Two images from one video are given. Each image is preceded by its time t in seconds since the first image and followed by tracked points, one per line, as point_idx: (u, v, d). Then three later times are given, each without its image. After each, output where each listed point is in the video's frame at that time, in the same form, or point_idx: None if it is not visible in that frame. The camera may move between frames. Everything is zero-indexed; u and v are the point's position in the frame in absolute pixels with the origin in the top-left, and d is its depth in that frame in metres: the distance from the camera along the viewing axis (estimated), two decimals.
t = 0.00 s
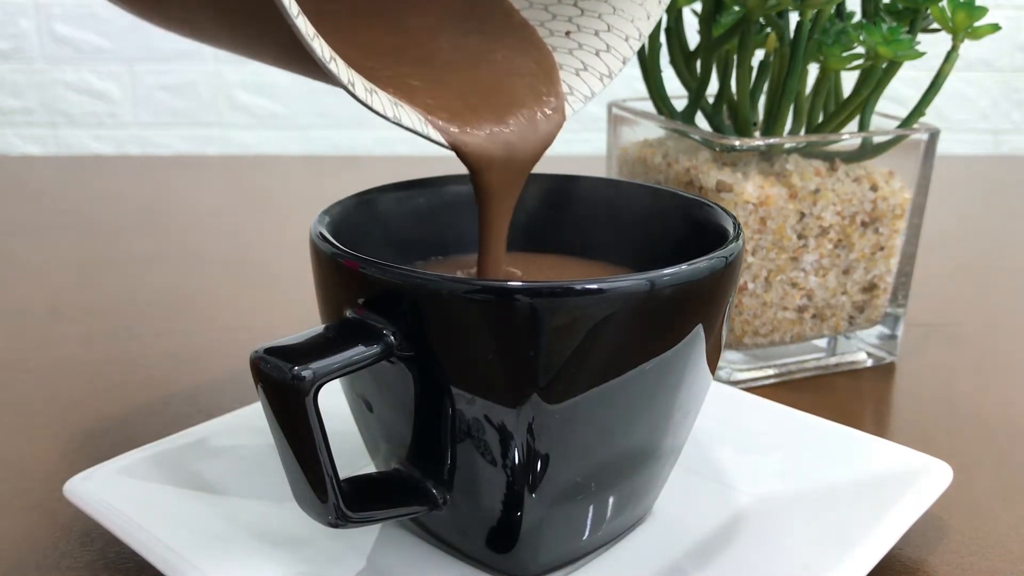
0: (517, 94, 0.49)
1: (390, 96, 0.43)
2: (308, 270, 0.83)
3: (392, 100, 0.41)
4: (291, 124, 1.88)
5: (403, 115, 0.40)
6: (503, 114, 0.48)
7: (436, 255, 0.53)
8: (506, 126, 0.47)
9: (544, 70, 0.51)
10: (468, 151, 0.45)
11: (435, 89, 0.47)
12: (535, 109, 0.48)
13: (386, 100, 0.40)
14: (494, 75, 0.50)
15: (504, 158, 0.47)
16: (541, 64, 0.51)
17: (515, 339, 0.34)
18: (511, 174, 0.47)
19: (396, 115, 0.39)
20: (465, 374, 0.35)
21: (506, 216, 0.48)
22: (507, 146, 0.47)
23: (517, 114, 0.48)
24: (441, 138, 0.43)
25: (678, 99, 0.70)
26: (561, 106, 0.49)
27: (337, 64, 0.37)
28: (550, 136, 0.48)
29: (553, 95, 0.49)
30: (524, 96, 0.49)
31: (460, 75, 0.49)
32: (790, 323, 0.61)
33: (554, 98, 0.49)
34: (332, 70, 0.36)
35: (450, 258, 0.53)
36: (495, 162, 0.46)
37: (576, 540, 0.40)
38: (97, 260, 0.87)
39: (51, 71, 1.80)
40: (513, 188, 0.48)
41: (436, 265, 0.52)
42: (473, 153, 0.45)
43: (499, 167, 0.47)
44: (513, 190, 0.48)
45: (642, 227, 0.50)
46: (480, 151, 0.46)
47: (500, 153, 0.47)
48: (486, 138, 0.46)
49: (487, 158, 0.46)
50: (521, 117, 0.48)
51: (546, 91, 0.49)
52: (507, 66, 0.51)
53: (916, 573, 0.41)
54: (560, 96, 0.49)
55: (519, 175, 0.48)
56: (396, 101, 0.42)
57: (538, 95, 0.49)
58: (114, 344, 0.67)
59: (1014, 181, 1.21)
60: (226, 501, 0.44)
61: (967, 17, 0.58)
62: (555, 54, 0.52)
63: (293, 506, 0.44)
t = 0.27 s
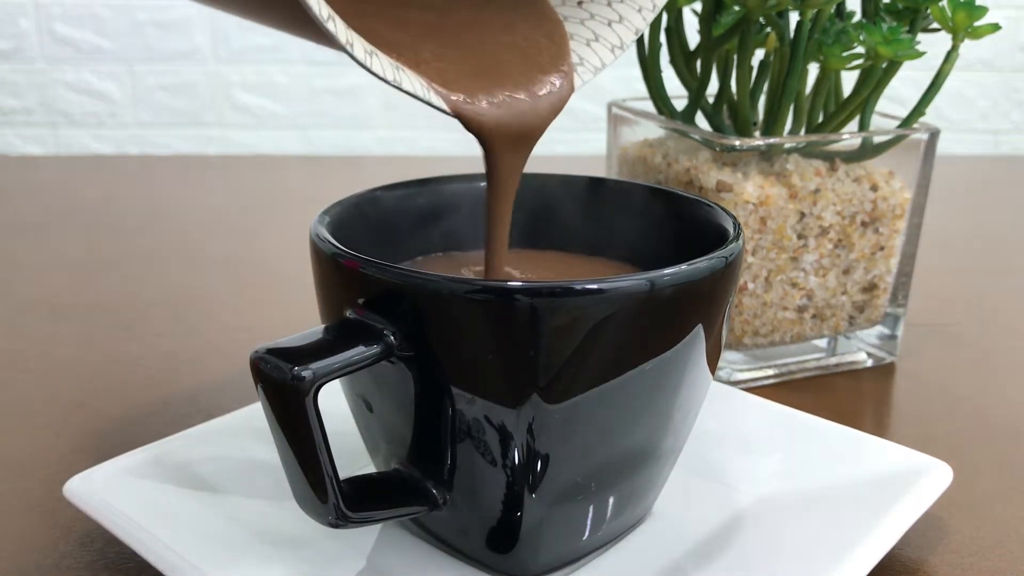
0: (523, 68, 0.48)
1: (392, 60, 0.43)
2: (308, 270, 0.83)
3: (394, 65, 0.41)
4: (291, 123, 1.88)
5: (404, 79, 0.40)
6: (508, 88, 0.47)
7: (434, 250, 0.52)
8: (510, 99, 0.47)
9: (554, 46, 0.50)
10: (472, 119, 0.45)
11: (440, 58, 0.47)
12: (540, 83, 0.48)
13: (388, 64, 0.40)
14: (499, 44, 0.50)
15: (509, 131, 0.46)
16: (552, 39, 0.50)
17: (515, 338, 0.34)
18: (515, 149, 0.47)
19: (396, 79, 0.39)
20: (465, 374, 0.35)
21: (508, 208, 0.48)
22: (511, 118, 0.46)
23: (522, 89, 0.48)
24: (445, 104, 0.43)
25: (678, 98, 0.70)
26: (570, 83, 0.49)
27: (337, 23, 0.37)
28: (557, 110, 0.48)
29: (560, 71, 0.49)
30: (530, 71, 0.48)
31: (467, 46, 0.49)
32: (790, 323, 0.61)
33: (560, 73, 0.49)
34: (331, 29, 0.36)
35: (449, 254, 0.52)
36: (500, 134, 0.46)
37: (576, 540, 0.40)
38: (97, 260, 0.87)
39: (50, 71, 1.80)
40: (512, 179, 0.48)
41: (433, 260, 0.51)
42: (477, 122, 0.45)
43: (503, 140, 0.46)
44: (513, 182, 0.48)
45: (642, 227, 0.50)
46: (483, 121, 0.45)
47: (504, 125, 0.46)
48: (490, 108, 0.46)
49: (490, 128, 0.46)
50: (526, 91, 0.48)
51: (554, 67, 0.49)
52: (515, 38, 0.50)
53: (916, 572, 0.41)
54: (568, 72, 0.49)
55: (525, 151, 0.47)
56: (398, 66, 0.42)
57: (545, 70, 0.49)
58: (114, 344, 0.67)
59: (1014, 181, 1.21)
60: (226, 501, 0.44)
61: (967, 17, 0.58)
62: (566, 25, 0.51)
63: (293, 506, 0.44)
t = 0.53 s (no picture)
0: (537, 61, 0.48)
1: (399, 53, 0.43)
2: (308, 270, 0.83)
3: (401, 58, 0.41)
4: (291, 123, 1.88)
5: (412, 73, 0.40)
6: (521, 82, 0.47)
7: (434, 248, 0.52)
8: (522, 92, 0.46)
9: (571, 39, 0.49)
10: (482, 113, 0.44)
11: (451, 49, 0.47)
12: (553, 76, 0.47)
13: (396, 58, 0.40)
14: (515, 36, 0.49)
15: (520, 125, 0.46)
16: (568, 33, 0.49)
17: (515, 338, 0.34)
18: (526, 145, 0.46)
19: (405, 73, 0.39)
20: (465, 374, 0.35)
21: (526, 208, 0.48)
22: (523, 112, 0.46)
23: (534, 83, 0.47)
24: (453, 99, 0.43)
25: (678, 98, 0.70)
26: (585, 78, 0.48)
27: (344, 17, 0.37)
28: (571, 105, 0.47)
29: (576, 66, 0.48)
30: (544, 64, 0.48)
31: (480, 38, 0.48)
32: (790, 323, 0.61)
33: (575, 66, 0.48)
34: (338, 21, 0.37)
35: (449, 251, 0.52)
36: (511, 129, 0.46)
37: (576, 540, 0.40)
38: (97, 260, 0.87)
39: (51, 71, 1.80)
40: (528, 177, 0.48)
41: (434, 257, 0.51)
42: (487, 117, 0.45)
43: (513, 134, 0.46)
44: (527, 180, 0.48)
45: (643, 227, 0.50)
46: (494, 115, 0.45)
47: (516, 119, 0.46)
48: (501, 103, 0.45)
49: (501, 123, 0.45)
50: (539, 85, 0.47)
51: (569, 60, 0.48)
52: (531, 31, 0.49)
53: (916, 573, 0.41)
54: (584, 66, 0.48)
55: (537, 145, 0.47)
56: (406, 60, 0.42)
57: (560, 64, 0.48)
58: (114, 344, 0.67)
59: (1014, 181, 1.21)
60: (225, 501, 0.44)
61: (967, 17, 0.58)
62: (584, 19, 0.51)
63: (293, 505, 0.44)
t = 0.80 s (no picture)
0: (534, 69, 0.48)
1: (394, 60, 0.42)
2: (308, 270, 0.83)
3: (396, 68, 0.41)
4: (291, 123, 1.88)
5: (407, 83, 0.40)
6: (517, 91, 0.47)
7: (432, 245, 0.52)
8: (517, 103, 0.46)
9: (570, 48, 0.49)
10: (477, 122, 0.45)
11: (450, 54, 0.46)
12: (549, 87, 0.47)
13: (392, 68, 0.40)
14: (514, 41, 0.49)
15: (514, 134, 0.46)
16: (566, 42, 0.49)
17: (515, 338, 0.34)
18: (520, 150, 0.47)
19: (400, 83, 0.39)
20: (465, 374, 0.35)
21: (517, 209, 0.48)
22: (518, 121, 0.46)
23: (531, 91, 0.47)
24: (449, 110, 0.43)
25: (678, 98, 0.70)
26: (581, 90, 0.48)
27: (339, 28, 0.37)
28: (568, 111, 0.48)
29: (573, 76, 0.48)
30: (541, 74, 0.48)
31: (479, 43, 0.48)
32: (790, 323, 0.61)
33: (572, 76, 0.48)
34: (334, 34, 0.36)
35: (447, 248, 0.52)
36: (506, 137, 0.46)
37: (577, 540, 0.40)
38: (97, 260, 0.87)
39: (51, 71, 1.80)
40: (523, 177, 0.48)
41: (432, 255, 0.51)
42: (481, 126, 0.45)
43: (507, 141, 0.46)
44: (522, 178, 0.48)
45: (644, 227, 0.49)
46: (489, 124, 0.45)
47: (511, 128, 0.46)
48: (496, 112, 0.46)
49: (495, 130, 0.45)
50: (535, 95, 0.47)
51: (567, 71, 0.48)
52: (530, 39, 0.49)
53: (916, 573, 0.41)
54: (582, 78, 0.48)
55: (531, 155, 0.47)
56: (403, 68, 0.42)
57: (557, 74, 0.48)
58: (114, 344, 0.67)
59: (1014, 181, 1.21)
60: (225, 501, 0.44)
61: (967, 17, 0.58)
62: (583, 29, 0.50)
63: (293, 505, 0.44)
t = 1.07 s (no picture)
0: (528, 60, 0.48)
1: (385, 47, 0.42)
2: (308, 270, 0.83)
3: (387, 57, 0.41)
4: (291, 123, 1.88)
5: (398, 72, 0.40)
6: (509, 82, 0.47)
7: (431, 243, 0.51)
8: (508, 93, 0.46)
9: (564, 36, 0.49)
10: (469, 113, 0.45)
11: (444, 46, 0.46)
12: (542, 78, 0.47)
13: (382, 56, 0.40)
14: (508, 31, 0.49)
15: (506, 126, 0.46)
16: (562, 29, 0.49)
17: (515, 338, 0.34)
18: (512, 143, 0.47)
19: (390, 73, 0.40)
20: (465, 374, 0.35)
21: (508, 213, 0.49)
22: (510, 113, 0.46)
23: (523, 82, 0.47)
24: (440, 98, 0.43)
25: (678, 98, 0.70)
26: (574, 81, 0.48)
27: (329, 16, 0.37)
28: (560, 106, 0.48)
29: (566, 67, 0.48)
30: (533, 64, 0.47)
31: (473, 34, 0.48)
32: (790, 323, 0.61)
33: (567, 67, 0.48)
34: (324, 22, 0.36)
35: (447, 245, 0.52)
36: (497, 129, 0.46)
37: (577, 540, 0.40)
38: (98, 260, 0.87)
39: (51, 71, 1.80)
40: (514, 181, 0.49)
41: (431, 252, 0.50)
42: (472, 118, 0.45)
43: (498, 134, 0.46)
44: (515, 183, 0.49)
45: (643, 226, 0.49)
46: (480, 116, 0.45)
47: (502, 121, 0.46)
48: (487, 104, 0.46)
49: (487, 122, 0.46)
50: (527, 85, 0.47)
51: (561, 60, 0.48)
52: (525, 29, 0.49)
53: (916, 573, 0.41)
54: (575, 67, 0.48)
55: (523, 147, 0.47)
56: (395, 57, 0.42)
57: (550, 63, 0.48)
58: (114, 344, 0.67)
59: (1014, 181, 1.21)
60: (225, 500, 0.44)
61: (967, 17, 0.58)
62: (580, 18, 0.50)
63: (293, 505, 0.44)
